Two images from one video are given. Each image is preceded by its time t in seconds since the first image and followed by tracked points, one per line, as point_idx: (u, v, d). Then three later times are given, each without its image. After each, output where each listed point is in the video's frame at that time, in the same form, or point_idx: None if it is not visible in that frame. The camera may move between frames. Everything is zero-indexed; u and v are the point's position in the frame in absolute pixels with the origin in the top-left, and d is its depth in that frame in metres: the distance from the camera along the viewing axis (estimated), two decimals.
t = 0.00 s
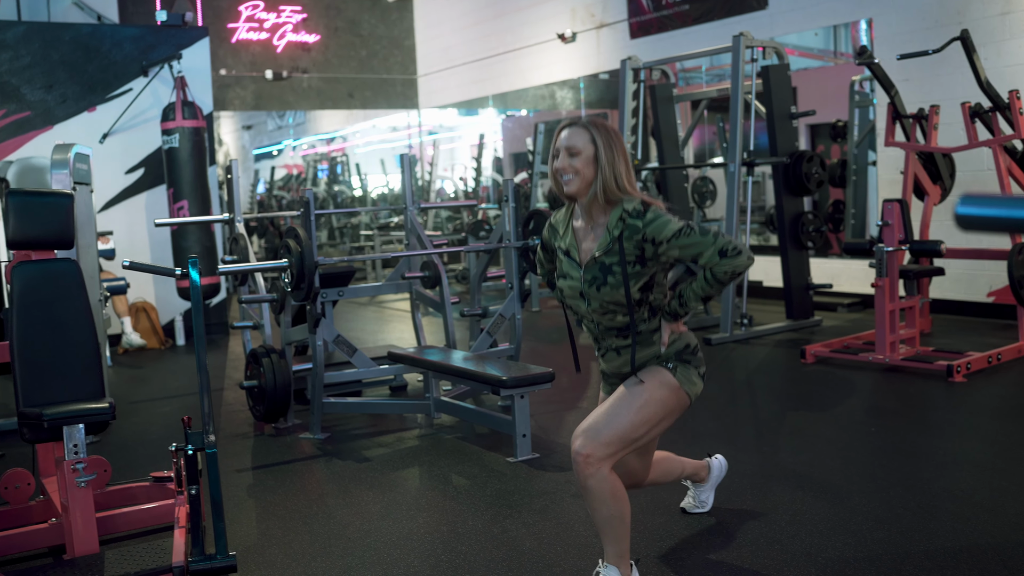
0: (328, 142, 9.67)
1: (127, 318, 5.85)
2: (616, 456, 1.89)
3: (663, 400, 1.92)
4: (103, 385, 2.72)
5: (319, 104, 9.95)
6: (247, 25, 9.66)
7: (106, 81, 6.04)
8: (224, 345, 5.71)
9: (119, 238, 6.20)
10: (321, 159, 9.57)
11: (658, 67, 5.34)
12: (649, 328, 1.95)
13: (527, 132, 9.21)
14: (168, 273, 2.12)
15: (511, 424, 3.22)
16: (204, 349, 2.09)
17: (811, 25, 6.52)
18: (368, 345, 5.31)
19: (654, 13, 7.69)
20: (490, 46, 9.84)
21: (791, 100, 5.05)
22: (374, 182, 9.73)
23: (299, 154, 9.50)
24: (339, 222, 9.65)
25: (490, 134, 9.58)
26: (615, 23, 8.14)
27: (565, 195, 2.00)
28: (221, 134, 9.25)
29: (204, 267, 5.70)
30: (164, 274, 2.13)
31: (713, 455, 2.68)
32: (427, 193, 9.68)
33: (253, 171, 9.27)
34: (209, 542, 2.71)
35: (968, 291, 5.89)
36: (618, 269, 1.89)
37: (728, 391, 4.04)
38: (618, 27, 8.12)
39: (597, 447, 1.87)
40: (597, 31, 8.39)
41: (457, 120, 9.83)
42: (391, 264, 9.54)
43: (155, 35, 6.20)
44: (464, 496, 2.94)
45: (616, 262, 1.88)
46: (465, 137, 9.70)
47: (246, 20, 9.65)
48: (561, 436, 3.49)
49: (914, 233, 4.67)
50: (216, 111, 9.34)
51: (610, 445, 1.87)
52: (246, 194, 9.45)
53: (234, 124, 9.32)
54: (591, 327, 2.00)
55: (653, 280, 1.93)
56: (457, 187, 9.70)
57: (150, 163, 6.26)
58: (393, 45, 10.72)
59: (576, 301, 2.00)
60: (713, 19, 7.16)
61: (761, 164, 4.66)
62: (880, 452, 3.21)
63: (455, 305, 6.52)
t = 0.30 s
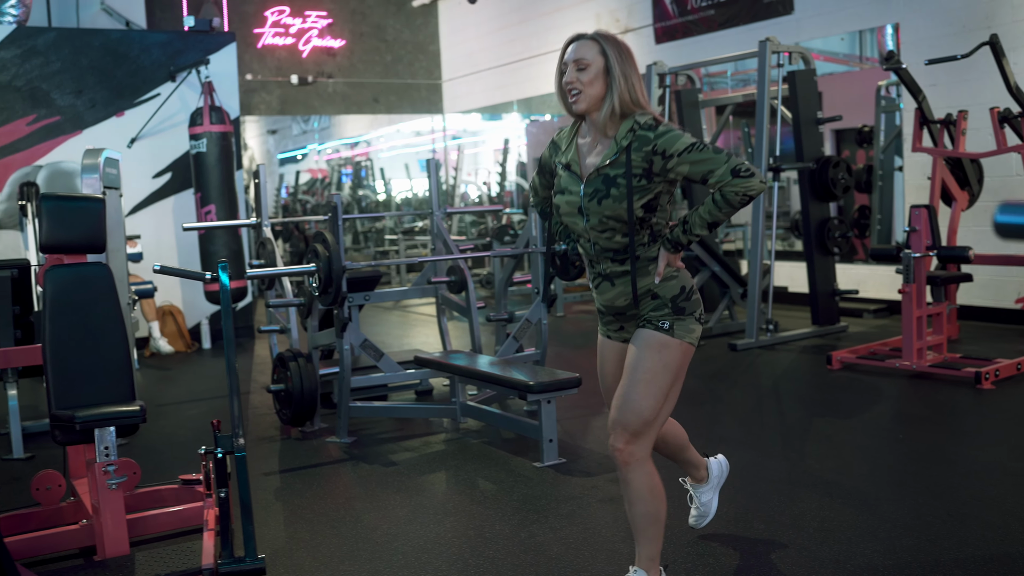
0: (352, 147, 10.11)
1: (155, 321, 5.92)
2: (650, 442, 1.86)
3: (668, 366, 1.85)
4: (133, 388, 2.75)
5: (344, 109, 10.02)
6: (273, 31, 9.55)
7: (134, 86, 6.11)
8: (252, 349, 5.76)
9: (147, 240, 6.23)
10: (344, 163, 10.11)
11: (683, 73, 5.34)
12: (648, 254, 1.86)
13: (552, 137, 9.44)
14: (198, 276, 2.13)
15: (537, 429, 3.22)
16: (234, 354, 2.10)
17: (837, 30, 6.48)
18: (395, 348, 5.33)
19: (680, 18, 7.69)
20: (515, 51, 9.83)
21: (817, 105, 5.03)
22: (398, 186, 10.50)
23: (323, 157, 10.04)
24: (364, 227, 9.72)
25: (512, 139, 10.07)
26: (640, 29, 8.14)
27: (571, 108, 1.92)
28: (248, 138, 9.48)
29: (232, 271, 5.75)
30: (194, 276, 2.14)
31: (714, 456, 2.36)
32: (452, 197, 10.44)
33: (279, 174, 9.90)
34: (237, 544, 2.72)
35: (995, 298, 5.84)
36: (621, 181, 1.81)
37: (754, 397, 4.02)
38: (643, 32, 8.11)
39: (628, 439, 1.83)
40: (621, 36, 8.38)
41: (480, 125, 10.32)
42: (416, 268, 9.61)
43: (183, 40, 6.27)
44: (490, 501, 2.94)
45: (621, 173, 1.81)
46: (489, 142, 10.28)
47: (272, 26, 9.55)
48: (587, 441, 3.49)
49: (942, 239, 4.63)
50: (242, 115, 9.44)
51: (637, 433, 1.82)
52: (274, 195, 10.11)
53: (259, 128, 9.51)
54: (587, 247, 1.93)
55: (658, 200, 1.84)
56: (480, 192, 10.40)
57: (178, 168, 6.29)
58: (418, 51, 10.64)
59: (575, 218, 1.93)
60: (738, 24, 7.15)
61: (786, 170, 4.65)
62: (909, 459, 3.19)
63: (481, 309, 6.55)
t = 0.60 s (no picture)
0: (389, 150, 9.91)
1: (195, 322, 6.00)
2: (695, 444, 1.82)
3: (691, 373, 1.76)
4: (179, 385, 2.77)
5: (381, 112, 10.10)
6: (312, 34, 9.67)
7: (178, 89, 6.20)
8: (292, 350, 5.80)
9: (189, 242, 6.29)
10: (382, 166, 9.83)
11: (723, 78, 5.36)
12: (665, 249, 1.76)
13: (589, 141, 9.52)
14: (243, 278, 2.09)
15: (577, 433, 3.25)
16: (280, 354, 2.17)
17: (877, 35, 6.45)
18: (434, 351, 5.36)
19: (719, 23, 7.70)
20: (553, 55, 9.86)
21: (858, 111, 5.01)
22: (435, 189, 10.08)
23: (361, 161, 9.76)
24: (401, 229, 9.74)
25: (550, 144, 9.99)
26: (679, 33, 8.14)
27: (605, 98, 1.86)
28: (285, 141, 9.47)
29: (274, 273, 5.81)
30: (238, 277, 2.10)
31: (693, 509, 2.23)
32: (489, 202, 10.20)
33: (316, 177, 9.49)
34: (281, 543, 2.76)
35: None
36: (644, 168, 1.73)
37: (793, 404, 4.01)
38: (682, 37, 8.12)
39: (671, 447, 1.80)
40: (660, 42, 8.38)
41: (517, 129, 10.07)
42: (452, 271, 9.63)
43: (226, 44, 6.34)
44: (530, 504, 2.95)
45: (644, 160, 1.73)
46: (525, 146, 10.08)
47: (312, 29, 9.67)
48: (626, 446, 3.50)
49: (983, 246, 4.59)
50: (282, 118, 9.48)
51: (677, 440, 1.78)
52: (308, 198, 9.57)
53: (298, 132, 9.51)
54: (605, 235, 1.85)
55: (681, 195, 1.75)
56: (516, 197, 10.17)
57: (219, 170, 6.37)
58: (457, 54, 10.75)
59: (596, 204, 1.85)
60: (778, 28, 7.13)
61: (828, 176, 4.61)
62: (951, 468, 3.16)
63: (518, 313, 6.57)
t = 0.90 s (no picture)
0: (415, 148, 10.01)
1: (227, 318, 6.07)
2: (688, 456, 1.71)
3: (674, 387, 1.66)
4: (218, 378, 2.82)
5: (410, 110, 10.08)
6: (343, 33, 9.65)
7: (211, 87, 6.27)
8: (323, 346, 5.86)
9: (220, 239, 6.40)
10: (408, 164, 9.94)
11: (754, 77, 5.38)
12: (654, 260, 1.67)
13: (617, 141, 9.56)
14: (284, 274, 2.30)
15: (609, 430, 3.30)
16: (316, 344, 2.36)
17: (907, 36, 6.43)
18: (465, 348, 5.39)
19: (749, 23, 7.70)
20: (582, 54, 9.90)
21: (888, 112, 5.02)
22: (461, 188, 10.30)
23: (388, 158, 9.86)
24: (428, 228, 9.79)
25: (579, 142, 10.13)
26: (709, 33, 8.14)
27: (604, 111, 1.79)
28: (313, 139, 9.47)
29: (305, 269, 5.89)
30: (279, 274, 2.30)
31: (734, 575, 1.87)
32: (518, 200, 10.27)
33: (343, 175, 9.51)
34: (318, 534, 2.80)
35: None
36: (638, 180, 1.65)
37: (822, 403, 4.01)
38: (712, 37, 8.12)
39: (662, 461, 1.69)
40: (689, 41, 8.38)
41: (542, 128, 10.32)
42: (480, 269, 9.67)
43: (258, 43, 6.40)
44: (563, 499, 2.98)
45: (639, 172, 1.66)
46: (551, 144, 10.28)
47: (342, 28, 9.64)
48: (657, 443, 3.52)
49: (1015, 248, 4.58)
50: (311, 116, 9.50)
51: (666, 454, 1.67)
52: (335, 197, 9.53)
53: (325, 129, 9.52)
54: (596, 247, 1.76)
55: (674, 209, 1.67)
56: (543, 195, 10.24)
57: (250, 167, 6.45)
58: (485, 54, 10.79)
59: (589, 216, 1.77)
60: (809, 28, 7.11)
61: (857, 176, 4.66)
62: (983, 468, 3.15)
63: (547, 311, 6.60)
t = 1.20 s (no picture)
0: (443, 141, 9.92)
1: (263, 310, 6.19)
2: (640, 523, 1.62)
3: (629, 446, 1.60)
4: (260, 368, 2.86)
5: (439, 103, 10.14)
6: (372, 26, 9.69)
7: (244, 80, 6.38)
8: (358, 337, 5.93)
9: (254, 231, 6.50)
10: (435, 157, 9.82)
11: (784, 69, 5.49)
12: (604, 319, 1.64)
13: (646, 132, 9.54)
14: (325, 264, 2.54)
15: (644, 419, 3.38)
16: (358, 331, 2.49)
17: (940, 26, 6.39)
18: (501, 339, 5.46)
19: (779, 14, 7.66)
20: (611, 46, 9.89)
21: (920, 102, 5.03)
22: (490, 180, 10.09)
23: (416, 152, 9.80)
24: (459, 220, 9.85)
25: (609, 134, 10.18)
26: (738, 24, 8.11)
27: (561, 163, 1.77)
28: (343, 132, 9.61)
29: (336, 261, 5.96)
30: (320, 263, 2.54)
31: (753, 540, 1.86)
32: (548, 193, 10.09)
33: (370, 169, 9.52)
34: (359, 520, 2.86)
35: None
36: (586, 241, 1.62)
37: (855, 393, 4.03)
38: (741, 29, 8.10)
39: (613, 526, 1.59)
40: (719, 32, 8.37)
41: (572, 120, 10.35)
42: (511, 261, 9.72)
43: (291, 37, 6.51)
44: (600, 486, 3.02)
45: (587, 233, 1.62)
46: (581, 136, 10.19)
47: (371, 21, 9.69)
48: (692, 432, 3.58)
49: None
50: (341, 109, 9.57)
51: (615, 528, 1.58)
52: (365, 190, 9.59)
53: (355, 123, 9.67)
54: (550, 303, 1.73)
55: (623, 270, 1.63)
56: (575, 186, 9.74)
57: (284, 159, 6.55)
58: (514, 46, 10.83)
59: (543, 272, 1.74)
60: (839, 19, 7.05)
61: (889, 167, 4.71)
62: (1018, 457, 3.16)
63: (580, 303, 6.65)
